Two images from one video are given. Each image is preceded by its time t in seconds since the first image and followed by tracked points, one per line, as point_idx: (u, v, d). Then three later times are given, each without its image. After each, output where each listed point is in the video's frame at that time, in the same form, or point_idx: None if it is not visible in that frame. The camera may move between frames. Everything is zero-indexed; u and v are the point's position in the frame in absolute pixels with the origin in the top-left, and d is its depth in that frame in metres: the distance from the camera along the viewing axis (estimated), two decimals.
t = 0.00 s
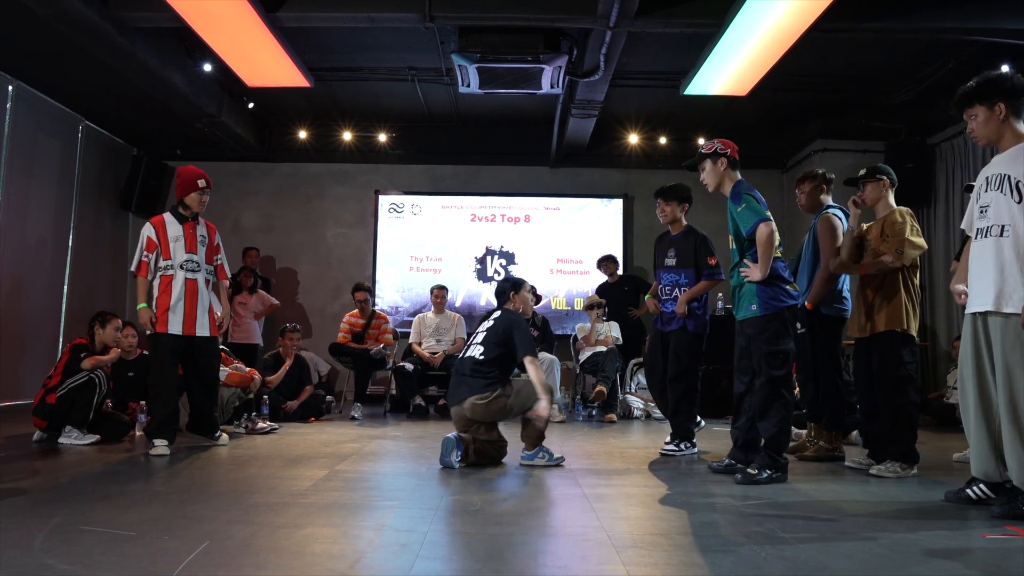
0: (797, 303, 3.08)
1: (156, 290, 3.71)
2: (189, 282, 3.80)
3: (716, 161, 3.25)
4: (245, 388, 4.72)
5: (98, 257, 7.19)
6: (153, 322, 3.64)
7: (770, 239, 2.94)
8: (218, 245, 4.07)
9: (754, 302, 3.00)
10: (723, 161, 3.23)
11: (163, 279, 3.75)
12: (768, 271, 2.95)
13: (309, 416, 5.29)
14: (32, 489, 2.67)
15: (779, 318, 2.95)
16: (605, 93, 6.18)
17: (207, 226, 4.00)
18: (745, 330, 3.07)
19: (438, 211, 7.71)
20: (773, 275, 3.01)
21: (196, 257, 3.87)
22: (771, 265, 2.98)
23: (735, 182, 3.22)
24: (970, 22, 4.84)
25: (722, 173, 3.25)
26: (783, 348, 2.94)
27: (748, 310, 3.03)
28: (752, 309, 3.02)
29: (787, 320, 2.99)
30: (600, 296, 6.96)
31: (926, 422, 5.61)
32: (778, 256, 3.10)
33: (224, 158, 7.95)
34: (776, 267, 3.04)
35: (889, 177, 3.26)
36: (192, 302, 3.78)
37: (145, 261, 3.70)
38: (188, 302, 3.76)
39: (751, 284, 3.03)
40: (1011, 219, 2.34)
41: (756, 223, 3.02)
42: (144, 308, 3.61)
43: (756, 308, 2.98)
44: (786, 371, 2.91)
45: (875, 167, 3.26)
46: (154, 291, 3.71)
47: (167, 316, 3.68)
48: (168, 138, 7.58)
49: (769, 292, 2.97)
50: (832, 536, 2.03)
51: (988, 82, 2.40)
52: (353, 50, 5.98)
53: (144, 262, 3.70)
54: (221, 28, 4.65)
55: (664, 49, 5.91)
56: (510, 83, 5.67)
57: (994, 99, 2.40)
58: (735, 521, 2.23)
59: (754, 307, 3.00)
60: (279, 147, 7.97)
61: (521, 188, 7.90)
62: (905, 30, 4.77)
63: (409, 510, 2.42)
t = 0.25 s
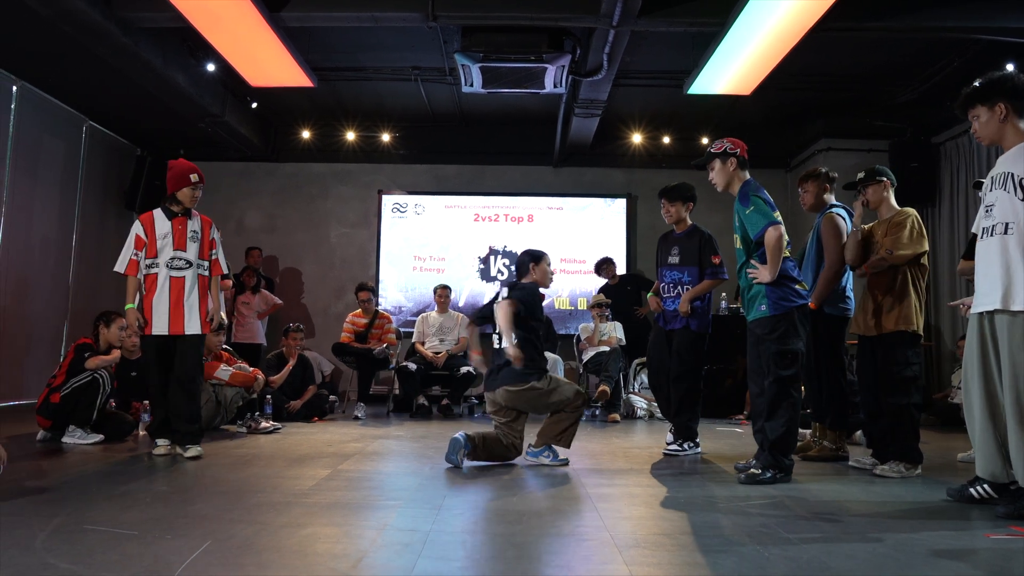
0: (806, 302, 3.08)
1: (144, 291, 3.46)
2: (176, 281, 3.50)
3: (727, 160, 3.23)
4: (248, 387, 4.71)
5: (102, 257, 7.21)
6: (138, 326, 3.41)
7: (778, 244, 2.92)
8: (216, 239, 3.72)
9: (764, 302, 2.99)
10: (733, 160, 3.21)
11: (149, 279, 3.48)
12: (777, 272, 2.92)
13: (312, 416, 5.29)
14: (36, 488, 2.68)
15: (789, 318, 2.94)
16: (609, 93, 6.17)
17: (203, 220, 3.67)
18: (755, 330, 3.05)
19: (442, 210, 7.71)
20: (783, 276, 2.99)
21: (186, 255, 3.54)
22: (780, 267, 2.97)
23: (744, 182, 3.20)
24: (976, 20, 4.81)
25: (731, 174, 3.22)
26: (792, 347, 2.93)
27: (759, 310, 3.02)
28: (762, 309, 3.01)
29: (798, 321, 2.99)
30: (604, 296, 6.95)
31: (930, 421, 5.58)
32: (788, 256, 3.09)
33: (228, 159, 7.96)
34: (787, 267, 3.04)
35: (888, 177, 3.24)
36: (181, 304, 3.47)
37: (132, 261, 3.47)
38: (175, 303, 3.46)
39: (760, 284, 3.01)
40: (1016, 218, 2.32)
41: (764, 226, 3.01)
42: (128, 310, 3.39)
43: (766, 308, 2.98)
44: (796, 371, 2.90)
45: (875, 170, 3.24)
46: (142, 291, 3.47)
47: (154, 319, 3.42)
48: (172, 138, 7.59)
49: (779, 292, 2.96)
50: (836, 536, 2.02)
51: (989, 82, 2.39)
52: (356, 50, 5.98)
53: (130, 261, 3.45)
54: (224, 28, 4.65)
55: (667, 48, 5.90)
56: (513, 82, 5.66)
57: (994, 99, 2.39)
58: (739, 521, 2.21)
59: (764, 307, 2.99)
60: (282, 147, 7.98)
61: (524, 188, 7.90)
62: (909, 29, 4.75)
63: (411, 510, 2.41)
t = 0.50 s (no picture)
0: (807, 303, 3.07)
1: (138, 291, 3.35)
2: (168, 281, 3.33)
3: (739, 158, 3.20)
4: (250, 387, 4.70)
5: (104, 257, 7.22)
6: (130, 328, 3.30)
7: (783, 240, 2.92)
8: (215, 237, 3.56)
9: (764, 302, 2.99)
10: (747, 159, 3.19)
11: (143, 278, 3.36)
12: (777, 271, 2.93)
13: (315, 416, 5.29)
14: (38, 488, 2.68)
15: (788, 318, 2.93)
16: (611, 93, 6.16)
17: (202, 219, 3.52)
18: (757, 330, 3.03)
19: (444, 210, 7.71)
20: (784, 275, 2.98)
21: (180, 253, 3.39)
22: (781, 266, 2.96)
23: (756, 181, 3.18)
24: (980, 19, 4.79)
25: (743, 172, 3.21)
26: (792, 348, 2.92)
27: (758, 310, 3.02)
28: (762, 308, 3.01)
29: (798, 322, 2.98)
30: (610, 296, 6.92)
31: (933, 421, 5.56)
32: (790, 256, 3.08)
33: (231, 159, 7.97)
34: (787, 268, 3.03)
35: (889, 180, 3.24)
36: (173, 304, 3.31)
37: (129, 260, 3.38)
38: (167, 302, 3.30)
39: (761, 284, 3.01)
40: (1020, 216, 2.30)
41: (770, 223, 3.01)
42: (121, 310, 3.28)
43: (765, 308, 2.98)
44: (794, 371, 2.89)
45: (875, 173, 3.24)
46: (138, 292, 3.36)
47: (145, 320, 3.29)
48: (174, 139, 7.60)
49: (779, 292, 2.95)
50: (838, 536, 2.01)
51: (992, 82, 2.37)
52: (358, 50, 5.98)
53: (127, 261, 3.37)
54: (226, 28, 4.65)
55: (669, 48, 5.89)
56: (516, 82, 5.66)
57: (997, 99, 2.37)
58: (741, 521, 2.20)
59: (763, 307, 2.99)
60: (284, 147, 7.99)
61: (526, 188, 7.89)
62: (912, 28, 4.74)
63: (412, 510, 2.40)
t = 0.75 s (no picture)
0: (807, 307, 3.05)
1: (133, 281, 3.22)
2: (164, 274, 3.18)
3: (755, 161, 3.19)
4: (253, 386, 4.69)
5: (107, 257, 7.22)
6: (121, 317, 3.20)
7: (783, 240, 2.92)
8: (218, 232, 3.41)
9: (763, 301, 2.99)
10: (763, 161, 3.18)
11: (139, 268, 3.23)
12: (775, 270, 2.93)
13: (317, 415, 5.30)
14: (41, 487, 2.68)
15: (786, 318, 2.92)
16: (613, 93, 6.16)
17: (205, 212, 3.39)
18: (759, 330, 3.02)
19: (446, 210, 7.70)
20: (784, 275, 2.98)
21: (178, 245, 3.24)
22: (782, 265, 2.96)
23: (772, 185, 3.17)
24: (983, 18, 4.78)
25: (759, 174, 3.19)
26: (788, 345, 2.91)
27: (759, 308, 3.02)
28: (762, 307, 3.01)
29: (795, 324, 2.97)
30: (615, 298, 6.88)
31: (936, 422, 5.55)
32: (794, 259, 3.06)
33: (233, 159, 7.98)
34: (789, 269, 3.01)
35: (893, 181, 3.22)
36: (167, 298, 3.16)
37: (125, 248, 3.29)
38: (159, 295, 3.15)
39: (762, 283, 3.01)
40: None
41: (773, 224, 3.01)
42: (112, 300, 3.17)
43: (765, 307, 2.98)
44: (789, 368, 2.88)
45: (878, 175, 3.23)
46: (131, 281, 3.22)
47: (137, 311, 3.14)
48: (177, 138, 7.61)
49: (779, 293, 2.95)
50: (841, 536, 2.00)
51: (998, 82, 2.36)
52: (361, 50, 5.99)
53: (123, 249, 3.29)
54: (228, 28, 4.66)
55: (672, 48, 5.88)
56: (518, 82, 5.66)
57: (1004, 99, 2.36)
58: (745, 521, 2.19)
59: (763, 305, 2.99)
60: (287, 147, 7.99)
61: (529, 188, 7.88)
62: (915, 28, 4.72)
63: (414, 510, 2.40)
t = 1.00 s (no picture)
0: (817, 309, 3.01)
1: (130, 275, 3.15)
2: (166, 270, 3.17)
3: (763, 166, 3.19)
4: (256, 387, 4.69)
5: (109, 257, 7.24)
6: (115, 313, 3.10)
7: (784, 241, 2.93)
8: (220, 230, 3.41)
9: (772, 302, 2.98)
10: (770, 167, 3.17)
11: (137, 263, 3.17)
12: (785, 272, 2.91)
13: (319, 416, 5.31)
14: (45, 487, 2.68)
15: (792, 319, 2.92)
16: (616, 93, 6.15)
17: (207, 210, 3.39)
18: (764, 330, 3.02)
19: (449, 210, 7.71)
20: (793, 277, 2.97)
21: (181, 242, 3.23)
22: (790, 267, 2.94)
23: (777, 190, 3.17)
24: (987, 18, 4.77)
25: (766, 179, 3.19)
26: (791, 345, 2.91)
27: (767, 309, 3.01)
28: (770, 308, 2.99)
29: (802, 324, 2.96)
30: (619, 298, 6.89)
31: (939, 422, 5.54)
32: (801, 260, 3.05)
33: (236, 159, 7.99)
34: (798, 272, 2.99)
35: (895, 181, 3.21)
36: (168, 295, 3.13)
37: (123, 240, 3.17)
38: (160, 292, 3.12)
39: (772, 285, 3.00)
40: None
41: (774, 226, 3.01)
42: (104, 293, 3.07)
43: (773, 308, 2.96)
44: (791, 368, 2.89)
45: (881, 174, 3.22)
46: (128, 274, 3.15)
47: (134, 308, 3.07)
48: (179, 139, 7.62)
49: (788, 294, 2.94)
50: (846, 537, 1.99)
51: (1002, 82, 2.35)
52: (363, 50, 5.99)
53: (122, 241, 3.16)
54: (231, 28, 4.66)
55: (674, 47, 5.88)
56: (521, 82, 5.66)
57: (1009, 100, 2.36)
58: (749, 521, 2.19)
59: (771, 306, 2.98)
60: (289, 147, 8.00)
61: (531, 188, 7.88)
62: (918, 27, 4.72)
63: (417, 510, 2.40)
